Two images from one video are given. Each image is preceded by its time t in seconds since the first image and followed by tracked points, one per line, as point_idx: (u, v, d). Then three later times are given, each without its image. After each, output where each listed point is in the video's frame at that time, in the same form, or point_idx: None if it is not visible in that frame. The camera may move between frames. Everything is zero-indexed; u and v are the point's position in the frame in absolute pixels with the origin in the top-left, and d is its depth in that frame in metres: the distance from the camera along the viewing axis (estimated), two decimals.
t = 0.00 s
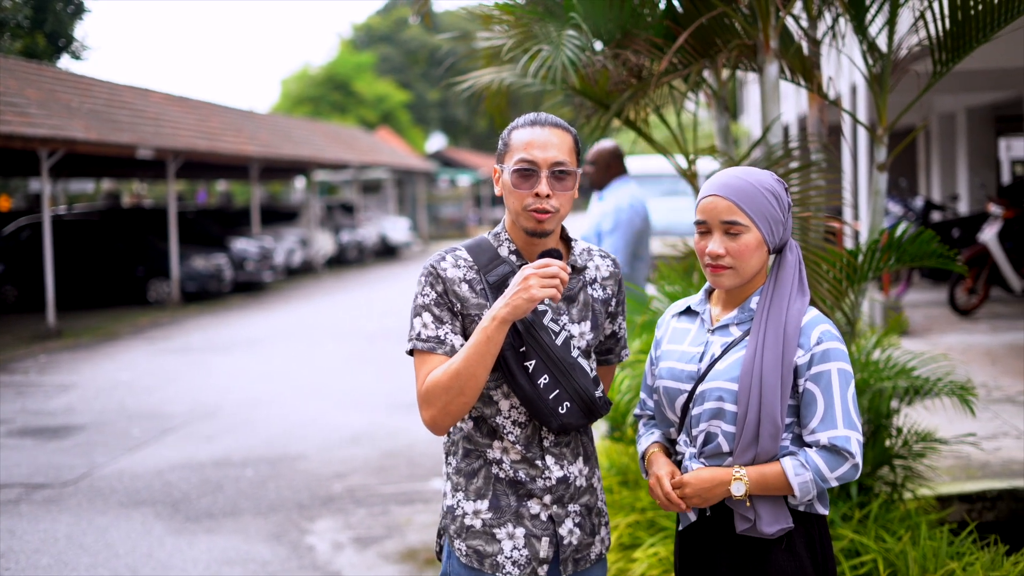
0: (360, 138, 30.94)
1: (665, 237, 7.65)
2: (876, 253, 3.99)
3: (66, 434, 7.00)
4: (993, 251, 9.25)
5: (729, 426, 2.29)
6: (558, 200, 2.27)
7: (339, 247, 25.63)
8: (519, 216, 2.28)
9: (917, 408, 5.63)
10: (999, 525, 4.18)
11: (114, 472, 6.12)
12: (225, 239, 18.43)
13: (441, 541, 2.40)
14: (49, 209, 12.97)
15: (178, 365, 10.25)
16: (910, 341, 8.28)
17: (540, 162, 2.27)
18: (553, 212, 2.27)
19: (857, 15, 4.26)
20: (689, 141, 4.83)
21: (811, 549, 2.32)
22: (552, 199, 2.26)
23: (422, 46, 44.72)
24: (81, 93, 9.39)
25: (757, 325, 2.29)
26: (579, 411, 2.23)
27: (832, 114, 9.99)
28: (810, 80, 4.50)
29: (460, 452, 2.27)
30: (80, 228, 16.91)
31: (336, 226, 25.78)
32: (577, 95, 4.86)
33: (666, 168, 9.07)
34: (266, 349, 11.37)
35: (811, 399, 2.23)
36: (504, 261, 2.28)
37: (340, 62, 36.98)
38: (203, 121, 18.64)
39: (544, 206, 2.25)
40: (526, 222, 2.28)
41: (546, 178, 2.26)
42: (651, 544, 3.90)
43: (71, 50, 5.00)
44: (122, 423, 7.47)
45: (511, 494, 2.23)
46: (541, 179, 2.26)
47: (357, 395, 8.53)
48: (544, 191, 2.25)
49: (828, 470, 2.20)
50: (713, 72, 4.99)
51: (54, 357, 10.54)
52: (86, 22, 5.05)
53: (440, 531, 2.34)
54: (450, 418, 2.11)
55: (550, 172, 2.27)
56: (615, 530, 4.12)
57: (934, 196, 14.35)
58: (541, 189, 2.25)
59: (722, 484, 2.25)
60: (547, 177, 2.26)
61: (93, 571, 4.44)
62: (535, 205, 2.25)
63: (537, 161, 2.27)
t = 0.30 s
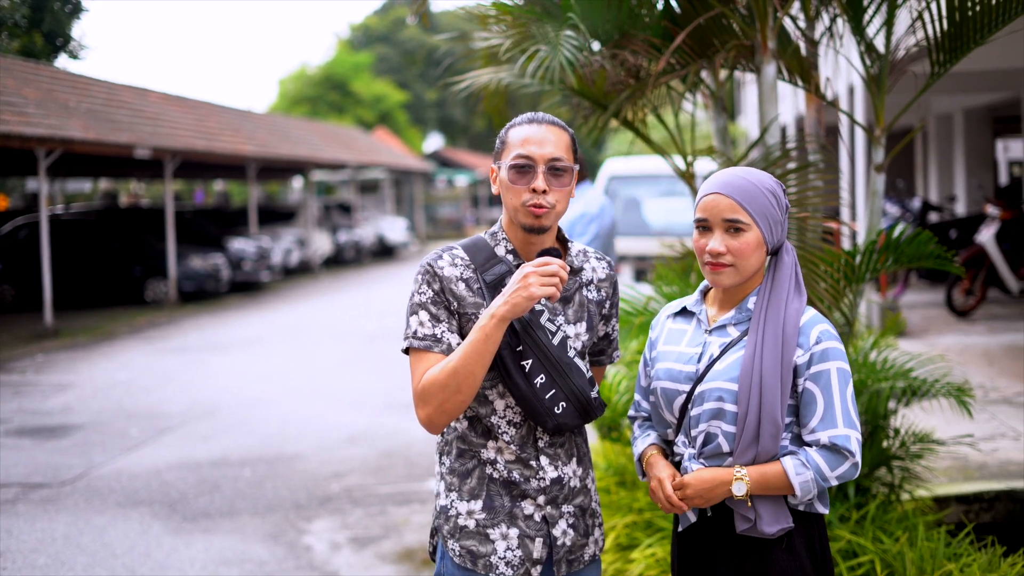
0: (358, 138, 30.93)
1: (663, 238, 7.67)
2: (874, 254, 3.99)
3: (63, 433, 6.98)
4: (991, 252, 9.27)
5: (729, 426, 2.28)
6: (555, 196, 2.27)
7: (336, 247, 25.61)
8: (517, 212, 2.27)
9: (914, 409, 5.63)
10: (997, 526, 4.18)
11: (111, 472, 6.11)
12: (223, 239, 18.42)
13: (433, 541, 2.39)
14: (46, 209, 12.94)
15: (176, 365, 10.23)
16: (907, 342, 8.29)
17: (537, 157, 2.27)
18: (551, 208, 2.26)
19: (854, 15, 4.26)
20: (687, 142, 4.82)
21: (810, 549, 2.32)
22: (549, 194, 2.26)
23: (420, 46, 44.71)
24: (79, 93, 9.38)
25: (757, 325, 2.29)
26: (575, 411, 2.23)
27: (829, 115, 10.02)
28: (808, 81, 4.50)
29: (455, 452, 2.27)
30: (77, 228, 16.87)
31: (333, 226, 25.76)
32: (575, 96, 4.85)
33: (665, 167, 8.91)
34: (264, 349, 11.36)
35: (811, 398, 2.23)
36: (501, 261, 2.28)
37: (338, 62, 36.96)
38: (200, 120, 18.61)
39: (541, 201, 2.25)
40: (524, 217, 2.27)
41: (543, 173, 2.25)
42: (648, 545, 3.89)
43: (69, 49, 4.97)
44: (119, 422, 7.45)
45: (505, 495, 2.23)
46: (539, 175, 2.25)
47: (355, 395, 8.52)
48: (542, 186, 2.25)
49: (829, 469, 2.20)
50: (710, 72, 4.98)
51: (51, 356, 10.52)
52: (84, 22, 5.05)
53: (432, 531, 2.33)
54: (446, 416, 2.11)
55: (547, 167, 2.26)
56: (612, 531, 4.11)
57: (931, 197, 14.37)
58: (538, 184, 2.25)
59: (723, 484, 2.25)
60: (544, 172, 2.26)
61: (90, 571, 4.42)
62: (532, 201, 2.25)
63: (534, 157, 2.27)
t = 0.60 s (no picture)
0: (357, 138, 30.92)
1: (661, 239, 7.66)
2: (873, 255, 3.98)
3: (60, 433, 6.97)
4: (989, 254, 9.28)
5: (729, 426, 2.28)
6: (551, 190, 2.27)
7: (335, 247, 25.61)
8: (513, 210, 2.27)
9: (912, 411, 5.63)
10: (995, 528, 4.18)
11: (109, 471, 6.10)
12: (221, 239, 18.41)
13: (428, 540, 2.39)
14: (45, 208, 12.92)
15: (173, 364, 10.22)
16: (906, 343, 8.30)
17: (529, 153, 2.27)
18: (547, 202, 2.26)
19: (854, 16, 4.25)
20: (685, 142, 4.80)
21: (808, 549, 2.32)
22: (544, 188, 2.25)
23: (419, 47, 44.69)
24: (78, 92, 9.35)
25: (757, 325, 2.29)
26: (569, 412, 2.23)
27: (828, 116, 10.03)
28: (807, 81, 4.49)
29: (451, 451, 2.26)
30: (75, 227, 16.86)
31: (332, 226, 25.76)
32: (574, 96, 4.85)
33: (663, 169, 8.96)
34: (262, 348, 11.35)
35: (811, 399, 2.23)
36: (499, 261, 2.28)
37: (337, 62, 36.93)
38: (199, 120, 18.59)
39: (536, 196, 2.25)
40: (521, 214, 2.27)
41: (537, 168, 2.26)
42: (646, 545, 3.90)
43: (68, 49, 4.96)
44: (116, 422, 7.44)
45: (501, 494, 2.22)
46: (533, 170, 2.25)
47: (353, 395, 8.52)
48: (537, 181, 2.24)
49: (828, 469, 2.20)
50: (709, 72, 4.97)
51: (49, 355, 10.51)
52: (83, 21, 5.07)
53: (429, 530, 2.33)
54: (443, 415, 2.11)
55: (541, 162, 2.27)
56: (610, 531, 4.11)
57: (930, 199, 14.38)
58: (533, 179, 2.24)
59: (723, 484, 2.24)
60: (537, 167, 2.26)
61: (88, 570, 4.42)
62: (527, 196, 2.25)
63: (527, 153, 2.27)
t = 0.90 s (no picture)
0: (355, 139, 30.93)
1: (659, 239, 7.66)
2: (871, 257, 3.99)
3: (59, 433, 6.97)
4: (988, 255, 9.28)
5: (726, 427, 2.28)
6: (549, 195, 2.27)
7: (333, 248, 25.60)
8: (511, 214, 2.27)
9: (911, 412, 5.64)
10: (993, 529, 4.18)
11: (108, 471, 6.10)
12: (219, 239, 18.41)
13: (428, 539, 2.38)
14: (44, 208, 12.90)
15: (172, 365, 10.22)
16: (904, 344, 8.31)
17: (528, 158, 2.27)
18: (545, 207, 2.27)
19: (852, 18, 4.25)
20: (684, 143, 4.79)
21: (806, 550, 2.32)
22: (542, 194, 2.26)
23: (418, 47, 44.69)
24: (76, 93, 9.35)
25: (753, 327, 2.29)
26: (567, 412, 2.23)
27: (827, 117, 10.04)
28: (805, 83, 4.49)
29: (450, 451, 2.26)
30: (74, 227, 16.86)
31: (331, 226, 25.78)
32: (573, 97, 4.87)
33: (662, 169, 8.96)
34: (260, 349, 11.35)
35: (808, 399, 2.23)
36: (496, 263, 2.28)
37: (336, 62, 36.92)
38: (197, 120, 18.58)
39: (535, 201, 2.25)
40: (519, 219, 2.27)
41: (535, 173, 2.26)
42: (645, 546, 3.90)
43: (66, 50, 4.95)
44: (115, 422, 7.44)
45: (500, 494, 2.22)
46: (531, 175, 2.25)
47: (351, 395, 8.52)
48: (535, 186, 2.25)
49: (825, 470, 2.20)
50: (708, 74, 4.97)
51: (48, 355, 10.51)
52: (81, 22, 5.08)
53: (429, 529, 2.33)
54: (441, 417, 2.11)
55: (539, 167, 2.27)
56: (609, 532, 4.12)
57: (928, 200, 14.40)
58: (531, 184, 2.25)
59: (719, 484, 2.25)
60: (536, 172, 2.26)
61: (86, 570, 4.42)
62: (525, 201, 2.25)
63: (526, 157, 2.27)
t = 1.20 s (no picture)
0: (350, 131, 30.87)
1: (653, 233, 7.66)
2: (866, 250, 4.00)
3: (52, 425, 6.96)
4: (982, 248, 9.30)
5: (721, 419, 2.29)
6: (552, 184, 2.27)
7: (328, 240, 25.56)
8: (515, 204, 2.25)
9: (905, 405, 5.65)
10: (986, 522, 4.19)
11: (102, 463, 6.10)
12: (213, 231, 18.38)
13: (420, 532, 2.37)
14: (38, 200, 12.87)
15: (166, 357, 10.20)
16: (897, 337, 8.32)
17: (532, 148, 2.26)
18: (549, 197, 2.26)
19: (848, 11, 4.25)
20: (679, 136, 4.78)
21: (801, 542, 2.32)
22: (547, 183, 2.26)
23: (413, 40, 44.59)
24: (71, 84, 9.30)
25: (750, 318, 2.29)
26: (567, 404, 2.24)
27: (822, 111, 10.04)
28: (801, 76, 4.50)
29: (446, 444, 2.25)
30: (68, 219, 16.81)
31: (325, 219, 25.74)
32: (569, 89, 4.88)
33: (658, 163, 8.94)
34: (254, 341, 11.34)
35: (802, 392, 2.24)
36: (493, 255, 2.27)
37: (331, 54, 36.84)
38: (192, 112, 18.51)
39: (540, 191, 2.24)
40: (523, 210, 2.26)
41: (539, 163, 2.25)
42: (638, 538, 3.90)
43: (61, 41, 4.90)
44: (109, 414, 7.43)
45: (497, 486, 2.22)
46: (535, 165, 2.25)
47: (346, 388, 8.52)
48: (540, 175, 2.24)
49: (819, 463, 2.20)
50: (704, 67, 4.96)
51: (42, 347, 10.49)
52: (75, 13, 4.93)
53: (423, 522, 2.31)
54: (445, 411, 2.10)
55: (543, 157, 2.27)
56: (602, 525, 4.12)
57: (923, 193, 14.42)
58: (536, 174, 2.24)
59: (713, 477, 2.24)
60: (540, 162, 2.26)
61: (80, 561, 4.41)
62: (530, 191, 2.24)
63: (529, 147, 2.26)
